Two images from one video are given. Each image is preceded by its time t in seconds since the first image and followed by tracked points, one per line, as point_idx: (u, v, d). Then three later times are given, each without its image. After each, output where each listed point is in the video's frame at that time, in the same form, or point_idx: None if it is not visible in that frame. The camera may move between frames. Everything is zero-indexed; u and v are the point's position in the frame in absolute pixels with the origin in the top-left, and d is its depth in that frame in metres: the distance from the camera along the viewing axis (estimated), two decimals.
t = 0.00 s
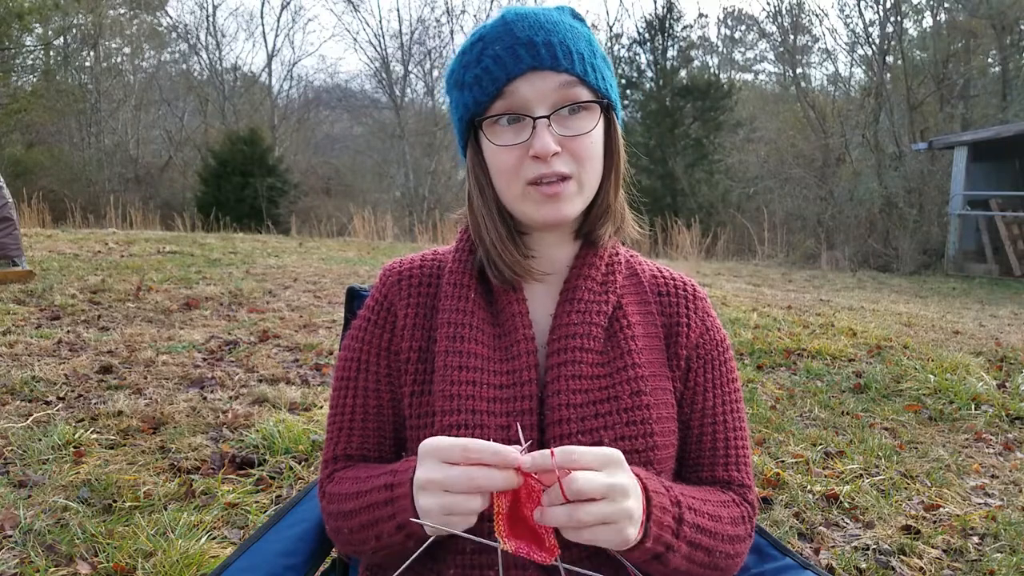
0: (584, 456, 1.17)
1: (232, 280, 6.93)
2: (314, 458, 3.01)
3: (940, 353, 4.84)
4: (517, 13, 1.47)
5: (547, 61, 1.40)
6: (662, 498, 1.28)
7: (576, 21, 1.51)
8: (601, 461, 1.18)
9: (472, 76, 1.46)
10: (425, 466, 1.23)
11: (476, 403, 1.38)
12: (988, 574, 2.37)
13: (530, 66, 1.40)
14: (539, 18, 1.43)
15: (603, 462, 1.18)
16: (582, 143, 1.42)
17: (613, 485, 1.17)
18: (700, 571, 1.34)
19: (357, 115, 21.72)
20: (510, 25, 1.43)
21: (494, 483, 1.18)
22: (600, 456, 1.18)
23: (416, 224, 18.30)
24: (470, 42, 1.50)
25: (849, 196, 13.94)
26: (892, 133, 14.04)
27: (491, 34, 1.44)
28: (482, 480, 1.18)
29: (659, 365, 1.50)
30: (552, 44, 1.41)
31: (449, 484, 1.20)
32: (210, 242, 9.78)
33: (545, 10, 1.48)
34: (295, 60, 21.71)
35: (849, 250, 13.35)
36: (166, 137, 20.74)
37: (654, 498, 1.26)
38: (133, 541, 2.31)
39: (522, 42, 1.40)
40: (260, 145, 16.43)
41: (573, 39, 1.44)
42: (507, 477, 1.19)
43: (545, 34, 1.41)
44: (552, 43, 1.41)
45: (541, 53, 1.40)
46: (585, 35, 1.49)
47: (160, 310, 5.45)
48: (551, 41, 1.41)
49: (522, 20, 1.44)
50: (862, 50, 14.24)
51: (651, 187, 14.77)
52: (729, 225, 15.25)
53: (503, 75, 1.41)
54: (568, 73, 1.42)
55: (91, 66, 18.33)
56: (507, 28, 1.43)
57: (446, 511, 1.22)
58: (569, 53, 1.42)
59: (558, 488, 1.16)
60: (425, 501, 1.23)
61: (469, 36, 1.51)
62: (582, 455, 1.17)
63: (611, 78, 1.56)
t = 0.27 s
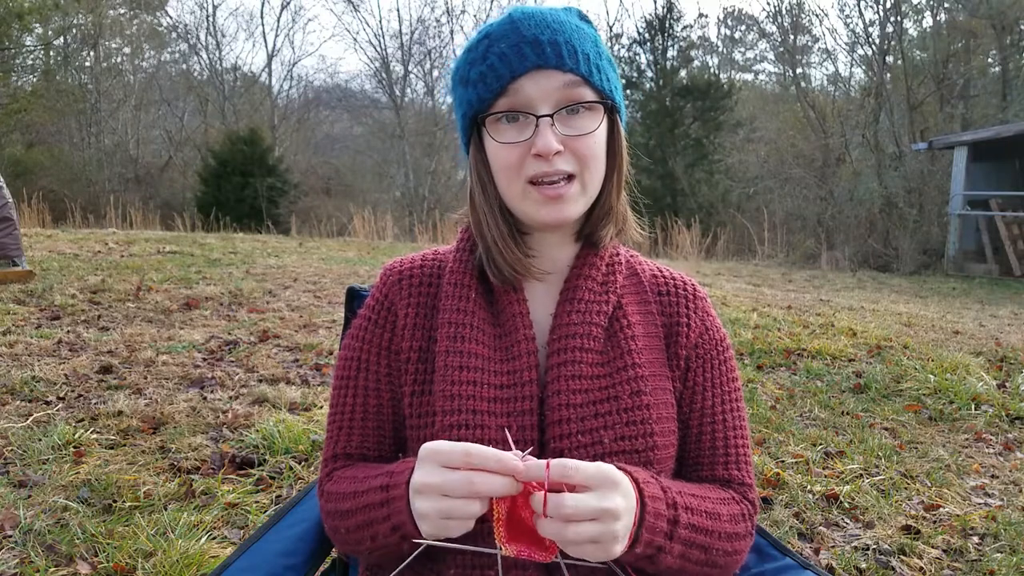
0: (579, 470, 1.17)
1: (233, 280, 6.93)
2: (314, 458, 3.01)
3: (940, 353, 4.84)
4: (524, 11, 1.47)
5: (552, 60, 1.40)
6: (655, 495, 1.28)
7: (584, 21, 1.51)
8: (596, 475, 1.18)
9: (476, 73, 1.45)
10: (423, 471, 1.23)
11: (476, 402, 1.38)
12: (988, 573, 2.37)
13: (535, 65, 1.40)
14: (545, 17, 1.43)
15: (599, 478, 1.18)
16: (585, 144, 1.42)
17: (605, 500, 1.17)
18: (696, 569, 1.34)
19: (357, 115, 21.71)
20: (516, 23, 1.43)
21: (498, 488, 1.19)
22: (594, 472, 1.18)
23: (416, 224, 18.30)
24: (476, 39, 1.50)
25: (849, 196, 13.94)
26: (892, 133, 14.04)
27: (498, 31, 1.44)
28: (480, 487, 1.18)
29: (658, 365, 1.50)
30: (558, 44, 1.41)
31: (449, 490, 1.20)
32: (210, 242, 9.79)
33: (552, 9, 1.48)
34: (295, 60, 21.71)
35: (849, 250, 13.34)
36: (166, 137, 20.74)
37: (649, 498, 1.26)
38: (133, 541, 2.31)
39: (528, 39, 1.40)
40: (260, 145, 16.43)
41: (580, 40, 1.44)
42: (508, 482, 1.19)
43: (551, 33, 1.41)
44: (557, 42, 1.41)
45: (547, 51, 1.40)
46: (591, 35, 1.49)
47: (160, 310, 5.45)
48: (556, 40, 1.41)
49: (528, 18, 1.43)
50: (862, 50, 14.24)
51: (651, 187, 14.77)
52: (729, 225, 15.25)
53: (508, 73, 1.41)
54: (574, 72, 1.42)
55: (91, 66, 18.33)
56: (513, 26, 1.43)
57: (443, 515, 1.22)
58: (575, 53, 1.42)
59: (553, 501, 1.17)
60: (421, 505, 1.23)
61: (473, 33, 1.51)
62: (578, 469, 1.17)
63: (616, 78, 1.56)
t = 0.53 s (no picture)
0: (586, 474, 1.16)
1: (233, 280, 6.93)
2: (314, 458, 3.01)
3: (940, 353, 4.84)
4: (525, 11, 1.46)
5: (552, 60, 1.40)
6: (659, 485, 1.28)
7: (584, 21, 1.51)
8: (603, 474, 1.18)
9: (476, 71, 1.45)
10: (426, 492, 1.20)
11: (475, 402, 1.38)
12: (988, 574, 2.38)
13: (534, 64, 1.40)
14: (546, 16, 1.43)
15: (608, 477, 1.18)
16: (584, 144, 1.42)
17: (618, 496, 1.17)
18: (696, 564, 1.34)
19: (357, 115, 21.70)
20: (518, 22, 1.43)
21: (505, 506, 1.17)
22: (601, 471, 1.17)
23: (416, 224, 18.30)
24: (476, 38, 1.50)
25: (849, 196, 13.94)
26: (892, 133, 14.04)
27: (499, 30, 1.44)
28: (486, 507, 1.17)
29: (657, 365, 1.50)
30: (558, 43, 1.41)
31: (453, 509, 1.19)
32: (210, 242, 9.79)
33: (554, 9, 1.48)
34: (295, 60, 21.71)
35: (849, 250, 13.34)
36: (166, 137, 20.74)
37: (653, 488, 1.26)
38: (133, 541, 2.31)
39: (528, 39, 1.40)
40: (260, 145, 16.43)
41: (580, 41, 1.44)
42: (514, 500, 1.18)
43: (551, 33, 1.41)
44: (557, 41, 1.41)
45: (546, 51, 1.40)
46: (591, 35, 1.49)
47: (160, 310, 5.45)
48: (557, 40, 1.40)
49: (529, 18, 1.43)
50: (862, 50, 14.24)
51: (651, 187, 14.77)
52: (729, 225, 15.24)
53: (508, 71, 1.41)
54: (573, 73, 1.42)
55: (91, 66, 18.33)
56: (514, 26, 1.42)
57: (448, 531, 1.21)
58: (575, 53, 1.42)
59: (563, 505, 1.16)
60: (422, 524, 1.21)
61: (474, 31, 1.50)
62: (586, 472, 1.17)
63: (616, 79, 1.56)
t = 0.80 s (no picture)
0: (591, 470, 1.16)
1: (232, 280, 6.93)
2: (314, 458, 3.01)
3: (940, 353, 4.84)
4: (527, 12, 1.46)
5: (552, 63, 1.40)
6: (647, 489, 1.28)
7: (586, 22, 1.51)
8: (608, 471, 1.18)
9: (476, 72, 1.45)
10: (437, 488, 1.21)
11: (474, 403, 1.38)
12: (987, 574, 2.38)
13: (534, 67, 1.40)
14: (547, 19, 1.43)
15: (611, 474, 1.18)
16: (581, 147, 1.42)
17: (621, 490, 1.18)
18: (691, 568, 1.35)
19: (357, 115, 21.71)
20: (518, 24, 1.42)
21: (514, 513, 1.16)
22: (605, 467, 1.18)
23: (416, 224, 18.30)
24: (477, 38, 1.50)
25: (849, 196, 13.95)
26: (892, 133, 14.04)
27: (499, 31, 1.44)
28: (493, 513, 1.16)
29: (655, 364, 1.50)
30: (558, 46, 1.40)
31: (461, 510, 1.18)
32: (210, 242, 9.79)
33: (555, 11, 1.48)
34: (295, 60, 21.71)
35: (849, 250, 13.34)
36: (166, 137, 20.76)
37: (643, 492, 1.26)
38: (133, 541, 2.31)
39: (529, 41, 1.40)
40: (260, 145, 16.44)
41: (581, 45, 1.44)
42: (520, 510, 1.17)
43: (551, 35, 1.41)
44: (557, 44, 1.40)
45: (547, 54, 1.40)
46: (592, 37, 1.48)
47: (160, 310, 5.45)
48: (557, 43, 1.40)
49: (530, 19, 1.43)
50: (862, 50, 14.23)
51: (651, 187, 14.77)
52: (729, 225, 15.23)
53: (507, 74, 1.41)
54: (573, 76, 1.42)
55: (91, 66, 18.33)
56: (514, 27, 1.42)
57: (456, 534, 1.20)
58: (574, 57, 1.42)
59: (569, 504, 1.15)
60: (432, 523, 1.21)
61: (475, 31, 1.50)
62: (590, 468, 1.16)
63: (617, 82, 1.56)
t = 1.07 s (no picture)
0: (601, 465, 1.18)
1: (232, 280, 6.93)
2: (314, 458, 3.01)
3: (940, 353, 4.84)
4: (528, 11, 1.46)
5: (553, 65, 1.40)
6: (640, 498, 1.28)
7: (588, 23, 1.51)
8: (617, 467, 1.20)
9: (478, 72, 1.45)
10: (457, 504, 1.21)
11: (480, 401, 1.38)
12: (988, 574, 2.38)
13: (535, 69, 1.40)
14: (549, 19, 1.43)
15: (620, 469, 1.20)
16: (582, 149, 1.42)
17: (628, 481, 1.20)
18: None
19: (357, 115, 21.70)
20: (520, 24, 1.42)
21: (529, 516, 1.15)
22: (615, 464, 1.19)
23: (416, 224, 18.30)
24: (478, 38, 1.50)
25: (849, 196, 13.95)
26: (892, 133, 14.05)
27: (501, 30, 1.44)
28: (506, 521, 1.15)
29: (655, 364, 1.50)
30: (559, 48, 1.40)
31: (479, 524, 1.18)
32: (210, 242, 9.79)
33: (557, 11, 1.48)
34: (295, 60, 21.71)
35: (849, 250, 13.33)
36: (166, 137, 20.76)
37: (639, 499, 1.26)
38: (133, 541, 2.31)
39: (530, 43, 1.40)
40: (260, 145, 16.44)
41: (583, 45, 1.44)
42: (534, 511, 1.16)
43: (553, 37, 1.40)
44: (559, 46, 1.40)
45: (548, 56, 1.39)
46: (595, 38, 1.48)
47: (160, 310, 5.45)
48: (559, 44, 1.40)
49: (531, 20, 1.43)
50: (862, 50, 14.24)
51: (651, 187, 14.78)
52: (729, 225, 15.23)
53: (508, 75, 1.41)
54: (574, 78, 1.42)
55: (91, 66, 18.34)
56: (516, 27, 1.42)
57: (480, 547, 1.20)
58: (576, 58, 1.42)
59: (582, 502, 1.16)
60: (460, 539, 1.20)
61: (477, 31, 1.50)
62: (600, 463, 1.18)
63: (619, 84, 1.55)
